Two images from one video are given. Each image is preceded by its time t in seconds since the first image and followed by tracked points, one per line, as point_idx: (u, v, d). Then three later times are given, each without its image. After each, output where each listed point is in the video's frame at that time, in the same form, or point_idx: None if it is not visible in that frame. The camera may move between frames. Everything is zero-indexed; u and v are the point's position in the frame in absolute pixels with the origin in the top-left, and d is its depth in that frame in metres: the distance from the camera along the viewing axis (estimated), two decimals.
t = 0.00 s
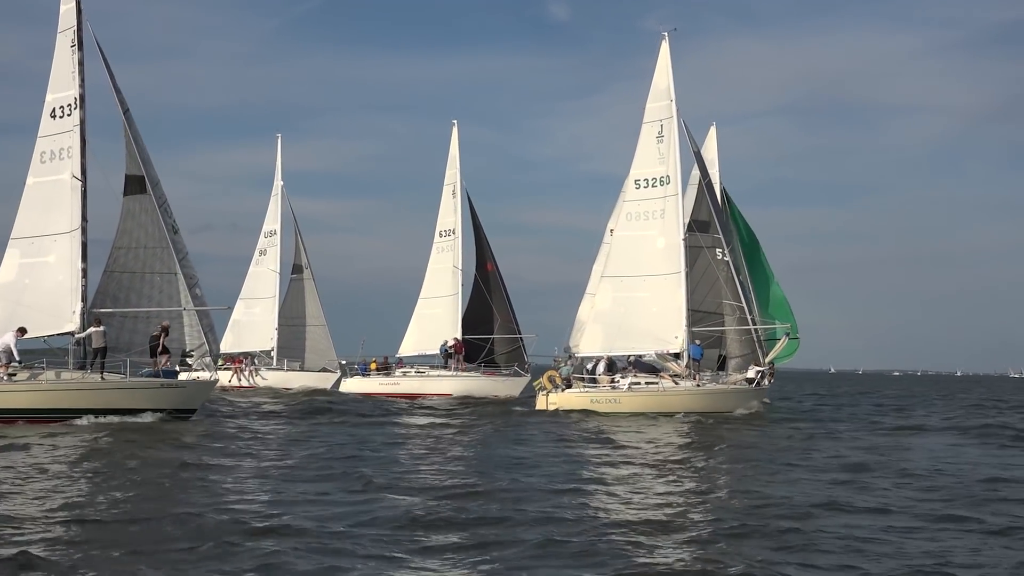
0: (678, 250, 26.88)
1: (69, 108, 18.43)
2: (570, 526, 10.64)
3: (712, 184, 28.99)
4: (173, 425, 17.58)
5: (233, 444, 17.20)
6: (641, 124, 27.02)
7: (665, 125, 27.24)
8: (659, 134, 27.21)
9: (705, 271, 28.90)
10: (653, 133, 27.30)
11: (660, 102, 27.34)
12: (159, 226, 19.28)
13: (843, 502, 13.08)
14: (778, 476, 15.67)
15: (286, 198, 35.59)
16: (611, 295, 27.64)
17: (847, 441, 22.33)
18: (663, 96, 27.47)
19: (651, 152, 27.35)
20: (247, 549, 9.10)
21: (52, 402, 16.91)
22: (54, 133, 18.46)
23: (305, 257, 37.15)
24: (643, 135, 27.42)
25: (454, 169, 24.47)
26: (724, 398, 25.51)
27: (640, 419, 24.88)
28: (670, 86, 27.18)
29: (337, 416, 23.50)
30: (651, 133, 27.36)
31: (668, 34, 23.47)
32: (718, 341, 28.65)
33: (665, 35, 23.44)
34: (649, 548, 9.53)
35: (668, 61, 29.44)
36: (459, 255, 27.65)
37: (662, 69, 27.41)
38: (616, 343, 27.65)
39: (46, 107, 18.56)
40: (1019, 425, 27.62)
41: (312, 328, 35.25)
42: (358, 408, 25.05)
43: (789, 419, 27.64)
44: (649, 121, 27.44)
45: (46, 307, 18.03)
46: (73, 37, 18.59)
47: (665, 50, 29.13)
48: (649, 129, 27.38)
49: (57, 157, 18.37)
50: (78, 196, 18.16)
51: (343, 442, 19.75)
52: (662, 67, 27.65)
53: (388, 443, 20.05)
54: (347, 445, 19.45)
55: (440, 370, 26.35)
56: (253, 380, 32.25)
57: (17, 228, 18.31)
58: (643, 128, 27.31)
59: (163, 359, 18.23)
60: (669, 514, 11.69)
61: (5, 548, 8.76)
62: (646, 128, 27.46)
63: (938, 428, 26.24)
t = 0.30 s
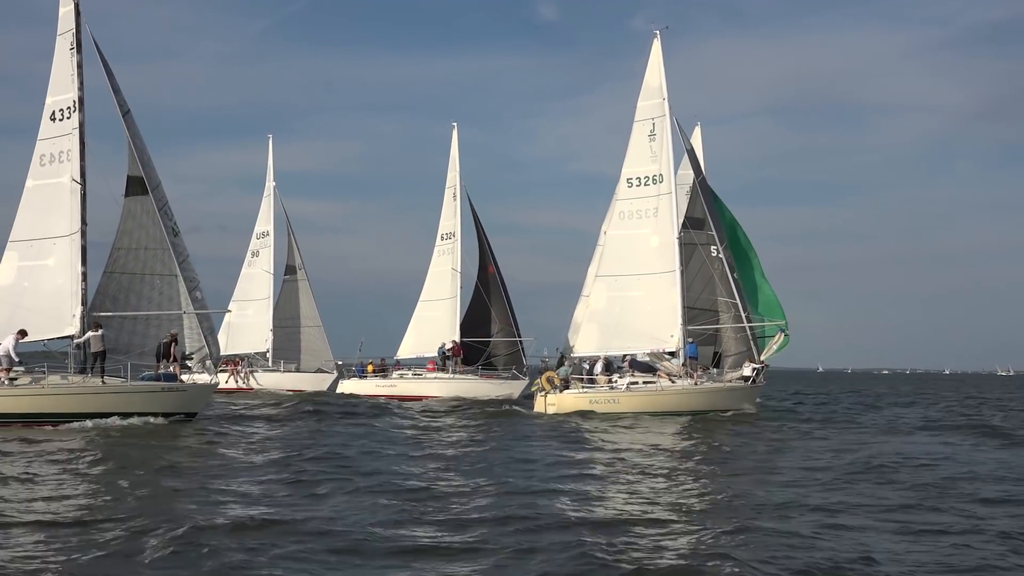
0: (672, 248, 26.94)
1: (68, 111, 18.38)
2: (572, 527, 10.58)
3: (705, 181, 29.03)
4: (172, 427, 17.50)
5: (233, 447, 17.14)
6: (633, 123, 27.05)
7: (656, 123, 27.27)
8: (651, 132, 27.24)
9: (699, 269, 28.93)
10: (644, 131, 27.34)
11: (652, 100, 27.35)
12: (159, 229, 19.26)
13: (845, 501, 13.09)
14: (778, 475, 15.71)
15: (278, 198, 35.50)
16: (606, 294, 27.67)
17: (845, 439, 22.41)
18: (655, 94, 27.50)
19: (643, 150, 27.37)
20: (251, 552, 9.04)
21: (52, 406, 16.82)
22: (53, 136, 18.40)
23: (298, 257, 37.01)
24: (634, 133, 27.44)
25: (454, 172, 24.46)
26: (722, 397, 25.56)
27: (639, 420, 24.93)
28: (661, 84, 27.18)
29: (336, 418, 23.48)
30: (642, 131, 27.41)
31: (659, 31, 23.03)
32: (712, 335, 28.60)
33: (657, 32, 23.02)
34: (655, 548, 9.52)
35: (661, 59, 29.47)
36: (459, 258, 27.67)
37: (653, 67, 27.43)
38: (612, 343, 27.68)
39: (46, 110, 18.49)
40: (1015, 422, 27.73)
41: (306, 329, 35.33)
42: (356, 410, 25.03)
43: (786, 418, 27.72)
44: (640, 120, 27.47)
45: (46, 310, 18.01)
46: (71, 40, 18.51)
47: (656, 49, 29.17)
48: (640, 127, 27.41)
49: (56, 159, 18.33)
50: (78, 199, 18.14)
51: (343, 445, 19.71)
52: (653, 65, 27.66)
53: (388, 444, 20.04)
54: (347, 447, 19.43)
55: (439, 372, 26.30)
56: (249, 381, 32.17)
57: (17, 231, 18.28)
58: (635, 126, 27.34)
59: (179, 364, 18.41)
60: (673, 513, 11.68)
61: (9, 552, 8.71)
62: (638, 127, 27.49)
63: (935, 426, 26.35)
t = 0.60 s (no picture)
0: (677, 246, 26.93)
1: (78, 109, 18.47)
2: (587, 527, 10.53)
3: (709, 180, 29.03)
4: (178, 425, 17.45)
5: (240, 446, 17.08)
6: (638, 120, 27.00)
7: (662, 120, 27.25)
8: (656, 130, 27.20)
9: (702, 267, 28.83)
10: (649, 129, 27.30)
11: (657, 98, 27.35)
12: (167, 226, 19.25)
13: (857, 500, 13.03)
14: (789, 474, 15.66)
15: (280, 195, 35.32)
16: (610, 292, 27.62)
17: (850, 437, 22.36)
18: (660, 92, 27.49)
19: (648, 147, 27.30)
20: (264, 554, 8.98)
21: (61, 406, 16.77)
22: (63, 133, 18.51)
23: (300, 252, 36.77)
24: (639, 130, 27.37)
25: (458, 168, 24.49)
26: (729, 395, 25.58)
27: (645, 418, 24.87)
28: (667, 82, 27.20)
29: (342, 416, 23.46)
30: (647, 128, 27.36)
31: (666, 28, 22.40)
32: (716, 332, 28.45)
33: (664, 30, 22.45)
34: (672, 549, 9.46)
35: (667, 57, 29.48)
36: (462, 255, 27.65)
37: (659, 65, 27.41)
38: (616, 340, 27.60)
39: (57, 107, 18.61)
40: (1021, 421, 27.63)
41: (309, 325, 35.26)
42: (362, 408, 25.00)
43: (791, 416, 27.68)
44: (646, 117, 27.40)
45: (54, 308, 18.01)
46: (81, 37, 18.59)
47: (662, 47, 29.15)
48: (645, 124, 27.35)
49: (66, 157, 18.42)
50: (87, 197, 18.21)
51: (350, 443, 19.66)
52: (659, 63, 27.65)
53: (394, 443, 20.00)
54: (353, 446, 19.40)
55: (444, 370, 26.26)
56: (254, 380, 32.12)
57: (27, 228, 18.37)
58: (640, 124, 27.28)
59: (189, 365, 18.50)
60: (687, 513, 11.62)
61: (19, 555, 8.66)
62: (643, 124, 27.43)
63: (940, 424, 26.29)
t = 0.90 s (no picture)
0: (684, 251, 26.94)
1: (87, 111, 18.48)
2: (602, 532, 10.50)
3: (715, 184, 28.98)
4: (187, 429, 17.41)
5: (250, 451, 17.04)
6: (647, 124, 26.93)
7: (671, 125, 27.17)
8: (665, 135, 27.12)
9: (707, 270, 28.75)
10: (658, 133, 27.22)
11: (666, 102, 27.31)
12: (176, 228, 19.23)
13: (871, 503, 13.00)
14: (800, 477, 15.62)
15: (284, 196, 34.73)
16: (615, 295, 27.57)
17: (857, 439, 22.35)
18: (670, 96, 27.42)
19: (656, 152, 27.23)
20: (278, 561, 8.95)
21: (72, 412, 16.73)
22: (73, 136, 18.54)
23: (305, 254, 36.12)
24: (648, 135, 27.28)
25: (465, 170, 24.46)
26: (733, 399, 25.74)
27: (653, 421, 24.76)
28: (676, 86, 27.17)
29: (348, 420, 23.41)
30: (656, 132, 27.28)
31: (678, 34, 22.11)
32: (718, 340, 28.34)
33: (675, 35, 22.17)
34: (689, 555, 9.42)
35: (676, 60, 29.41)
36: (467, 257, 27.61)
37: (668, 69, 27.36)
38: (621, 344, 27.56)
39: (67, 110, 18.63)
40: None
41: (314, 327, 34.72)
42: (368, 412, 24.97)
43: (796, 419, 27.67)
44: (655, 121, 27.35)
45: (64, 312, 17.99)
46: (90, 39, 18.59)
47: (671, 50, 29.07)
48: (654, 129, 27.27)
49: (75, 159, 18.44)
50: (96, 200, 18.22)
51: (357, 448, 19.64)
52: (668, 66, 27.60)
53: (401, 447, 19.99)
54: (361, 450, 19.37)
55: (450, 373, 26.17)
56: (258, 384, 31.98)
57: (36, 232, 18.34)
58: (649, 127, 27.20)
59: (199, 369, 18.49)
60: (701, 517, 11.59)
61: (34, 564, 8.64)
62: (651, 128, 27.37)
63: (946, 426, 26.27)
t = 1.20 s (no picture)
0: (692, 252, 26.79)
1: (98, 112, 18.42)
2: (625, 535, 10.41)
3: (722, 186, 28.84)
4: (199, 430, 17.31)
5: (264, 453, 16.94)
6: (656, 126, 26.85)
7: (679, 126, 27.08)
8: (674, 136, 27.04)
9: (714, 271, 28.44)
10: (667, 135, 27.12)
11: (675, 104, 27.22)
12: (188, 229, 19.14)
13: (887, 504, 12.92)
14: (818, 479, 15.53)
15: (290, 195, 34.66)
16: (623, 296, 27.44)
17: (868, 440, 22.24)
18: (679, 97, 27.32)
19: (665, 153, 27.14)
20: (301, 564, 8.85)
21: (85, 414, 16.67)
22: (84, 136, 18.47)
23: (310, 252, 36.05)
24: (657, 136, 27.21)
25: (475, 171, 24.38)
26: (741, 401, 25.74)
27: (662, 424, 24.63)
28: (686, 87, 27.07)
29: (358, 421, 23.33)
30: (665, 134, 27.18)
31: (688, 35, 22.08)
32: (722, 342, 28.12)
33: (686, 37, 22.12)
34: (715, 558, 9.32)
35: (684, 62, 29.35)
36: (477, 257, 27.54)
37: (678, 70, 27.27)
38: (629, 346, 27.41)
39: (78, 109, 18.56)
40: None
41: (321, 327, 34.67)
42: (377, 413, 24.89)
43: (806, 420, 27.55)
44: (664, 122, 27.25)
45: (76, 313, 17.93)
46: (102, 39, 18.53)
47: (680, 52, 29.01)
48: (663, 130, 27.18)
49: (87, 160, 18.37)
50: (108, 200, 18.16)
51: (367, 449, 19.56)
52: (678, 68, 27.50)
53: (411, 448, 19.90)
54: (371, 451, 19.30)
55: (459, 373, 26.08)
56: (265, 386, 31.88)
57: (47, 232, 18.26)
58: (658, 129, 27.11)
59: (211, 371, 18.41)
60: (722, 519, 11.49)
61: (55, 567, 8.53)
62: (660, 129, 27.27)
63: (957, 426, 26.13)
